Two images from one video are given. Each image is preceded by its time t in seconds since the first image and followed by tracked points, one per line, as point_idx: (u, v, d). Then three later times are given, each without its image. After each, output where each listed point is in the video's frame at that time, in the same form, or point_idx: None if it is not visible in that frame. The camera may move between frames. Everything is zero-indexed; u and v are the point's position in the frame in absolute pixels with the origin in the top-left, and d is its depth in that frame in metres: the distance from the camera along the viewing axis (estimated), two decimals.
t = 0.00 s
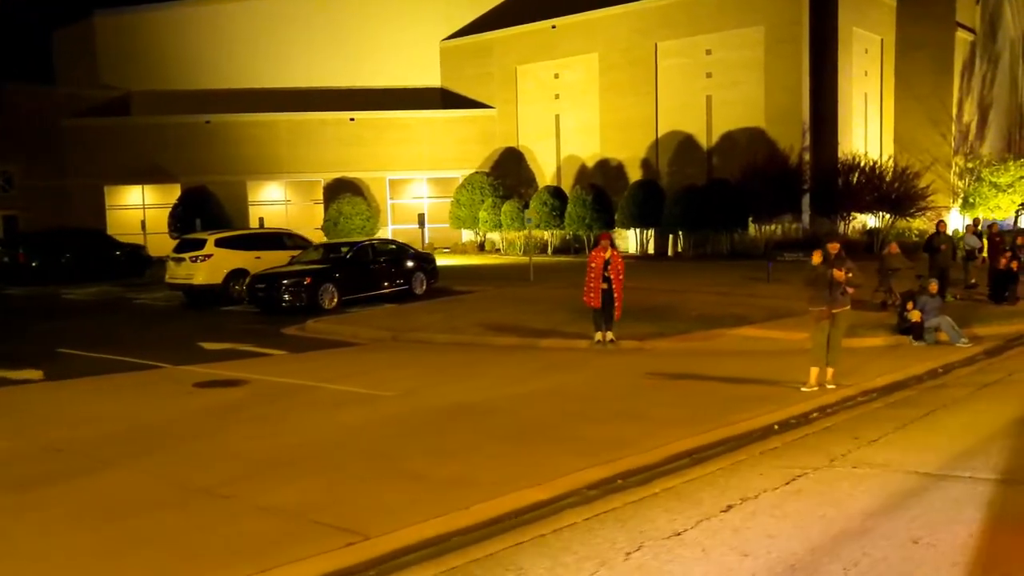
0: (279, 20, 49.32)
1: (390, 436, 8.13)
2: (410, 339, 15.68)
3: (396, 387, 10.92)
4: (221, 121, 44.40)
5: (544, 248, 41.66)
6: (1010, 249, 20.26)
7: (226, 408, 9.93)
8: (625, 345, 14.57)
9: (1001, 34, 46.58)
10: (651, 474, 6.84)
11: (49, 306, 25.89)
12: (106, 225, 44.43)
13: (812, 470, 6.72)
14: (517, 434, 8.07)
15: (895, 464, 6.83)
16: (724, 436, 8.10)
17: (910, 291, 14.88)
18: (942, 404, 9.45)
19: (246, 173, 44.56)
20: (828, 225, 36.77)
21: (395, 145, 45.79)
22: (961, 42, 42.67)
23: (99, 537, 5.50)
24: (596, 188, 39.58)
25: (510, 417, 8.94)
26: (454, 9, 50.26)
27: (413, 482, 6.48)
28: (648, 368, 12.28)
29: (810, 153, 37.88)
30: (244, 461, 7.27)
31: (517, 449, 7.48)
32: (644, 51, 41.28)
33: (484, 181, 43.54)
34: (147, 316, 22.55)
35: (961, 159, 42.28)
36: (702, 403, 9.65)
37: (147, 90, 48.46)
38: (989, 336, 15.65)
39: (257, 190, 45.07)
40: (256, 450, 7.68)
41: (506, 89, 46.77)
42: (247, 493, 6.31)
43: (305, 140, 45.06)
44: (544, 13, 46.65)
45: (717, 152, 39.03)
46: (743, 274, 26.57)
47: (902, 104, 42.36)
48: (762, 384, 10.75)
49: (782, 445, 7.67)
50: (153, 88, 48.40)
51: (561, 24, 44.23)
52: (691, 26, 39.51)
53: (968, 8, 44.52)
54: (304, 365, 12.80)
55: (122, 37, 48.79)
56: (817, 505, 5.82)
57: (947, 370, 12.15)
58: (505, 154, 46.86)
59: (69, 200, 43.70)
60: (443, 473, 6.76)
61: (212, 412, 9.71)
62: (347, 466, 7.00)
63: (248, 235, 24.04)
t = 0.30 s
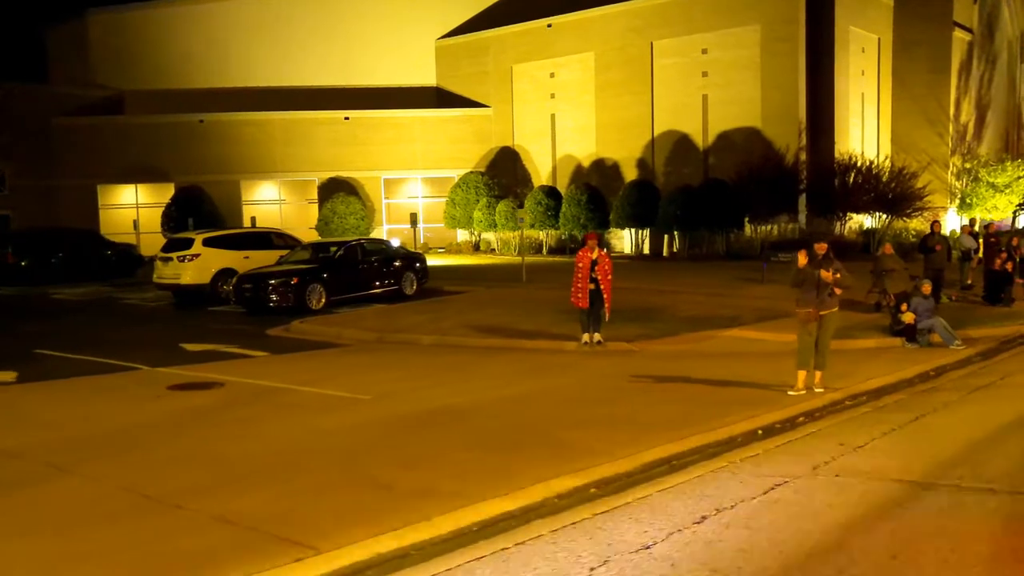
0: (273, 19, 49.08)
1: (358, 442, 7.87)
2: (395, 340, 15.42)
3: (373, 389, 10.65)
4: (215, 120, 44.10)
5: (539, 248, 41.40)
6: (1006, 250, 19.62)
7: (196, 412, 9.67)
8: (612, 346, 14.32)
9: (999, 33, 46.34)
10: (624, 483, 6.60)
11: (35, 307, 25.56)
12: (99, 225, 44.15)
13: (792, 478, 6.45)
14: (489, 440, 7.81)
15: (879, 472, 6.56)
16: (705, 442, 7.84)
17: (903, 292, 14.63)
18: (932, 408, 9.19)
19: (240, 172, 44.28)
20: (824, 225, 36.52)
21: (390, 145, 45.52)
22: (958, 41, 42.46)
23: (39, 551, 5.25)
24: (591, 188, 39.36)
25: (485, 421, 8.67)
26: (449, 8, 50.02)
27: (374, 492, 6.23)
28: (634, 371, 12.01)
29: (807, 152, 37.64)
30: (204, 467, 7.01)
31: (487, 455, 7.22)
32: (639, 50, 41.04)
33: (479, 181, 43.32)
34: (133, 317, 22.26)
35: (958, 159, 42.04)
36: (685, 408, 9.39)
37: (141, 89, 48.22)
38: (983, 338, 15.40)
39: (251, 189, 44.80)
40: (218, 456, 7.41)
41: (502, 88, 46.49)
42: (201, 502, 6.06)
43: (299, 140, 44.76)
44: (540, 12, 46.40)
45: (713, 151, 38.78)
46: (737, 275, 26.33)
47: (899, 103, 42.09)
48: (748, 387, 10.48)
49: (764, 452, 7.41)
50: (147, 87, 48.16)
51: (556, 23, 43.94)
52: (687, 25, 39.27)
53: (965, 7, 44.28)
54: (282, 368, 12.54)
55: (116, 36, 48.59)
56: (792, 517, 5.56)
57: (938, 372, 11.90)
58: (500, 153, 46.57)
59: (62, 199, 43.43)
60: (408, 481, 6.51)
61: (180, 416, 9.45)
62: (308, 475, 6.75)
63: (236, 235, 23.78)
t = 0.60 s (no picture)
0: (267, 18, 48.81)
1: (324, 450, 7.61)
2: (379, 342, 15.15)
3: (350, 393, 10.39)
4: (208, 121, 43.80)
5: (532, 249, 41.15)
6: (1000, 250, 19.57)
7: (165, 417, 9.41)
8: (598, 348, 14.06)
9: (995, 32, 46.13)
10: (595, 493, 6.35)
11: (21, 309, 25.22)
12: (91, 226, 43.82)
13: (768, 488, 6.20)
14: (460, 447, 7.56)
15: (859, 480, 6.31)
16: (684, 450, 7.58)
17: (896, 294, 14.39)
18: (919, 414, 8.94)
19: (232, 173, 43.99)
20: (820, 226, 36.24)
21: (384, 145, 45.24)
22: (954, 41, 42.26)
23: None
24: (584, 189, 39.13)
25: (458, 428, 8.41)
26: (443, 8, 49.76)
27: (332, 505, 5.97)
28: (617, 374, 11.76)
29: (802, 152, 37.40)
30: (161, 476, 6.77)
31: (454, 464, 6.96)
32: (634, 50, 40.79)
33: (473, 181, 43.09)
34: (118, 318, 21.98)
35: (955, 160, 41.80)
36: (665, 413, 9.14)
37: (131, 89, 47.86)
38: (976, 340, 15.15)
39: (244, 190, 44.51)
40: (178, 465, 7.16)
41: (496, 88, 46.23)
42: (151, 514, 5.82)
43: (292, 140, 44.45)
44: (534, 12, 46.14)
45: (708, 151, 38.54)
46: (729, 276, 26.08)
47: (895, 103, 41.83)
48: (733, 392, 10.22)
49: (743, 459, 7.16)
50: (140, 88, 47.88)
51: (550, 23, 43.68)
52: (681, 25, 39.03)
53: (961, 7, 44.07)
54: (260, 371, 12.28)
55: (109, 35, 48.31)
56: (763, 531, 5.33)
57: (929, 376, 11.65)
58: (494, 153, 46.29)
59: (53, 199, 43.13)
60: (369, 492, 6.26)
61: (147, 421, 9.19)
62: (267, 485, 6.49)
63: (223, 235, 23.50)
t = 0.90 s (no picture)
0: (260, 17, 48.58)
1: (289, 458, 7.33)
2: (362, 344, 14.92)
3: (324, 397, 10.14)
4: (200, 120, 43.47)
5: (526, 249, 40.89)
6: (994, 250, 19.19)
7: (131, 420, 9.16)
8: (584, 350, 13.82)
9: (992, 31, 45.86)
10: (565, 503, 6.09)
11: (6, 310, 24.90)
12: (83, 226, 43.47)
13: (745, 497, 5.95)
14: (427, 455, 7.31)
15: (840, 490, 6.05)
16: (661, 456, 7.33)
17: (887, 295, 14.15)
18: (906, 419, 8.69)
19: (225, 172, 43.65)
20: (815, 226, 35.93)
21: (377, 144, 44.93)
22: (950, 40, 42.06)
23: None
24: (578, 188, 38.90)
25: (431, 433, 8.15)
26: (438, 7, 49.46)
27: (288, 517, 5.72)
28: (600, 376, 11.52)
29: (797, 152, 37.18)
30: (114, 483, 6.52)
31: (420, 473, 6.69)
32: (629, 49, 40.53)
33: (467, 181, 42.86)
34: (103, 319, 21.71)
35: (951, 159, 41.57)
36: (646, 417, 8.88)
37: (124, 88, 47.53)
38: (969, 342, 14.92)
39: (237, 190, 44.21)
40: (134, 471, 6.92)
41: (490, 86, 45.95)
42: (96, 524, 5.58)
43: (285, 139, 44.14)
44: (528, 10, 45.88)
45: (703, 151, 38.29)
46: (722, 276, 25.85)
47: (891, 102, 41.57)
48: (716, 395, 9.98)
49: (723, 467, 6.91)
50: (133, 86, 47.65)
51: (545, 22, 43.39)
52: (676, 23, 38.79)
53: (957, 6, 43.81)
54: (236, 373, 12.03)
55: (102, 34, 48.08)
56: (735, 544, 5.08)
57: (919, 378, 11.41)
58: (488, 153, 46.03)
59: (45, 199, 42.80)
60: (325, 502, 6.01)
61: (112, 425, 8.95)
62: (223, 495, 6.23)
63: (211, 235, 23.23)
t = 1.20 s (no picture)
0: (254, 16, 48.32)
1: (248, 470, 7.06)
2: (344, 347, 14.66)
3: (295, 403, 9.88)
4: (192, 119, 43.14)
5: (520, 249, 40.62)
6: (990, 250, 18.79)
7: (93, 428, 8.89)
8: (568, 352, 13.57)
9: (989, 29, 45.63)
10: (528, 517, 5.83)
11: None
12: (74, 226, 43.11)
13: (715, 511, 5.68)
14: (391, 464, 7.05)
15: (816, 503, 5.77)
16: (635, 466, 7.05)
17: (878, 295, 13.88)
18: (893, 424, 8.41)
19: (218, 172, 43.32)
20: (810, 226, 35.51)
21: (371, 144, 44.63)
22: (947, 38, 41.81)
23: None
24: (572, 188, 38.63)
25: (399, 441, 7.88)
26: (431, 5, 49.17)
27: (233, 534, 5.45)
28: (582, 380, 11.26)
29: (792, 151, 36.91)
30: (61, 498, 6.27)
31: (381, 485, 6.43)
32: (623, 47, 40.26)
33: (460, 180, 42.59)
34: (87, 320, 21.44)
35: (948, 158, 41.35)
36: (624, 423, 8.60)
37: (116, 87, 47.16)
38: (962, 344, 14.67)
39: (229, 189, 43.91)
40: (85, 484, 6.67)
41: (484, 86, 45.66)
42: (31, 542, 5.33)
43: (278, 139, 43.84)
44: (522, 9, 45.60)
45: (697, 150, 38.03)
46: (715, 277, 25.58)
47: (887, 100, 41.31)
48: (698, 400, 9.70)
49: (697, 476, 6.65)
50: (126, 85, 47.38)
51: (539, 20, 43.10)
52: (670, 22, 38.52)
53: (954, 5, 43.58)
54: (209, 378, 11.76)
55: (94, 33, 47.75)
56: (699, 564, 4.81)
57: (909, 382, 11.13)
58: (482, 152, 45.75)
59: (35, 199, 42.40)
60: (275, 517, 5.75)
61: (72, 432, 8.68)
62: (173, 511, 5.98)
63: (196, 235, 22.95)
